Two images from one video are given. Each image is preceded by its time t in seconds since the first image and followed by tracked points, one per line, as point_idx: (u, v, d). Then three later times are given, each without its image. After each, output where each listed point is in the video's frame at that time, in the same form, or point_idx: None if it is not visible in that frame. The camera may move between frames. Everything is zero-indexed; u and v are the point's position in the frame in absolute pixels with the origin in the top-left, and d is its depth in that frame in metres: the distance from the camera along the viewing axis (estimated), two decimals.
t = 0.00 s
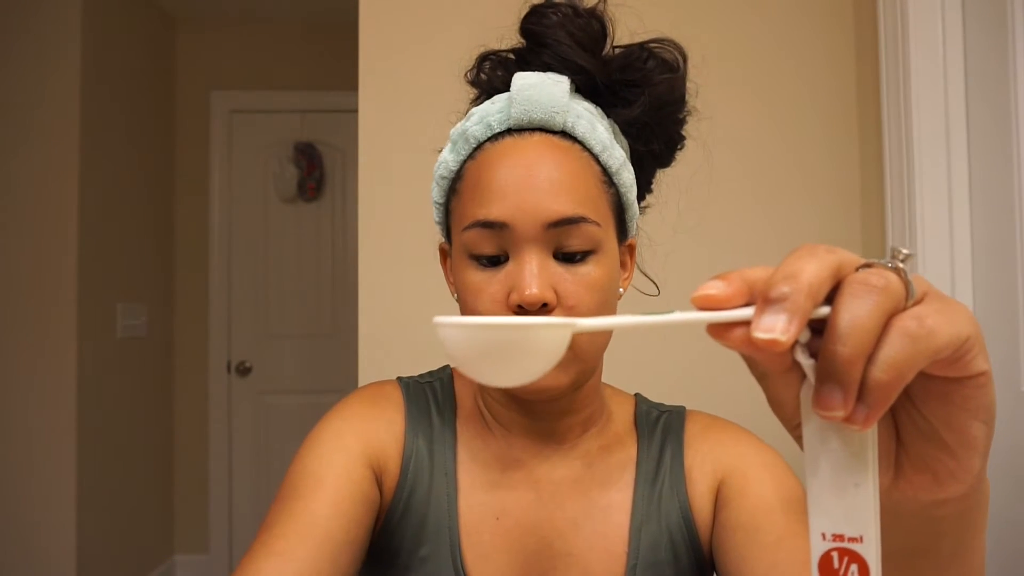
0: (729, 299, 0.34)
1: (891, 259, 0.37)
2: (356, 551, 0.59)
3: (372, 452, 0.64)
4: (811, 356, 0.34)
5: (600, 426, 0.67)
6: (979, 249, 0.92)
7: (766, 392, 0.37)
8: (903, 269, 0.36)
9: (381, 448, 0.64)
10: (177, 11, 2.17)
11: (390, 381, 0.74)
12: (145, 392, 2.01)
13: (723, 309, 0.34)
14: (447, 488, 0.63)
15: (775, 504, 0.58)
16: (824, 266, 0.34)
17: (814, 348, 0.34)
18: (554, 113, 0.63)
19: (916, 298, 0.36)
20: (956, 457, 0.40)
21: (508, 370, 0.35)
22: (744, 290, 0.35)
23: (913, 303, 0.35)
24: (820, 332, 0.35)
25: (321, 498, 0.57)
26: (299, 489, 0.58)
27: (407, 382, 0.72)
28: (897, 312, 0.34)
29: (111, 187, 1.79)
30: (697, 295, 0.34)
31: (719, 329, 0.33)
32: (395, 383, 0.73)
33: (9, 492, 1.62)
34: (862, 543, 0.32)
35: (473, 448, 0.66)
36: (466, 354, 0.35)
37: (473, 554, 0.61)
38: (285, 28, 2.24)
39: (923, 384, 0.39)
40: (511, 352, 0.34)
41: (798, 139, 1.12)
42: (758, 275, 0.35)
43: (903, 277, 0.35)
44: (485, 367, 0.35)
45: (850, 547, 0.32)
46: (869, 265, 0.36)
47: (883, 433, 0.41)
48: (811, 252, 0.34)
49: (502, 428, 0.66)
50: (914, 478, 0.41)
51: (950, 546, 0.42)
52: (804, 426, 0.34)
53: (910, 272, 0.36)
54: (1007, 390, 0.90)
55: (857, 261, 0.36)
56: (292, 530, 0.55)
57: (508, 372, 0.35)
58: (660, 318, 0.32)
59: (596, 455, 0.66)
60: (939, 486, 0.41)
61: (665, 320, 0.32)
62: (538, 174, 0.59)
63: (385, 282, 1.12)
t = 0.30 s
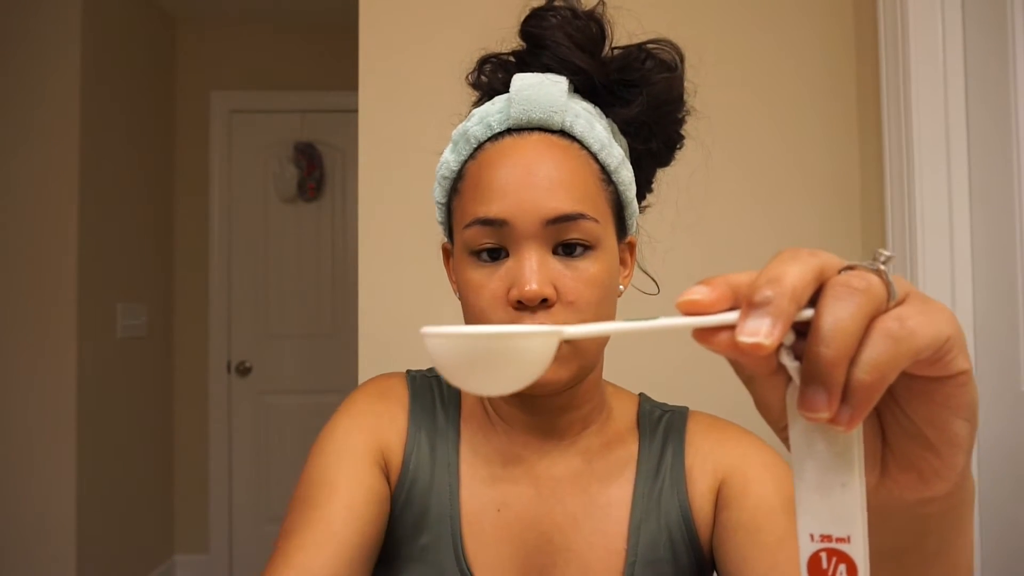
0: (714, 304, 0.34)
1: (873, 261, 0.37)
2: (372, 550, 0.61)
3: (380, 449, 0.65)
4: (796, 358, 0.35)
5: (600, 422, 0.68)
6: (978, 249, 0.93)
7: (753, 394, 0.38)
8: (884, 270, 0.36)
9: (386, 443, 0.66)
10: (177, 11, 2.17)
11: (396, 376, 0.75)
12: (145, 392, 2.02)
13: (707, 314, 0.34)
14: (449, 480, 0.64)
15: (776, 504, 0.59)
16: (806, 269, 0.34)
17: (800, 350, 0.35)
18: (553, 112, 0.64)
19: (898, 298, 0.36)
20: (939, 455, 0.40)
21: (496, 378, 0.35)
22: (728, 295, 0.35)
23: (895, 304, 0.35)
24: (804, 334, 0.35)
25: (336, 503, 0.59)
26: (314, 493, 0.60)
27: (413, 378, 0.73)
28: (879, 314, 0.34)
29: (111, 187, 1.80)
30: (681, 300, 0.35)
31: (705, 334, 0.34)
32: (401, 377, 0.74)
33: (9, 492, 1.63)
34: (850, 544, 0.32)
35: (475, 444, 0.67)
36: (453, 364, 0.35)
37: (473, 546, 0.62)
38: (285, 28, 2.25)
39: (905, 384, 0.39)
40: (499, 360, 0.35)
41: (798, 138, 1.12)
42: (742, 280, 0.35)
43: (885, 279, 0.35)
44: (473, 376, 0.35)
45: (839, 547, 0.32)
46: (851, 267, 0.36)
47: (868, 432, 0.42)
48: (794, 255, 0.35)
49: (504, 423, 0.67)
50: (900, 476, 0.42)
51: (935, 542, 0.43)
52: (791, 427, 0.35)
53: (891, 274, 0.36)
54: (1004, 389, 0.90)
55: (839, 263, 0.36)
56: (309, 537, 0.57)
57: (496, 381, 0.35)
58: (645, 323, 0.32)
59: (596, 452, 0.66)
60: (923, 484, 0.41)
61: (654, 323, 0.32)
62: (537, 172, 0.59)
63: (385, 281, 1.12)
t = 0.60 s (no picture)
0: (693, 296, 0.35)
1: (853, 258, 0.37)
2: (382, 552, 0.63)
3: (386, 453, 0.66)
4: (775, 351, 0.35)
5: (597, 422, 0.67)
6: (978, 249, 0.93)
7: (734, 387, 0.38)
8: (864, 265, 0.36)
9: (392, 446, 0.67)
10: (177, 11, 2.18)
11: (403, 378, 0.76)
12: (145, 392, 2.02)
13: (685, 306, 0.35)
14: (446, 473, 0.65)
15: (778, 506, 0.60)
16: (785, 264, 0.34)
17: (778, 345, 0.35)
18: (544, 117, 0.64)
19: (877, 296, 0.36)
20: (919, 448, 0.41)
21: (475, 365, 0.35)
22: (708, 289, 0.35)
23: (874, 300, 0.36)
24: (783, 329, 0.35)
25: (345, 512, 0.61)
26: (324, 501, 0.62)
27: (417, 379, 0.74)
28: (856, 309, 0.34)
29: (111, 188, 1.80)
30: (661, 291, 0.35)
31: (684, 326, 0.34)
32: (406, 380, 0.75)
33: (9, 492, 1.63)
34: (824, 534, 0.33)
35: (474, 443, 0.67)
36: (434, 351, 0.35)
37: (470, 538, 0.62)
38: (284, 28, 2.25)
39: (884, 378, 0.40)
40: (480, 346, 0.34)
41: (796, 139, 1.13)
42: (723, 275, 0.35)
43: (863, 275, 0.36)
44: (454, 362, 0.35)
45: (812, 537, 0.33)
46: (832, 263, 0.36)
47: (847, 425, 0.42)
48: (775, 251, 0.35)
49: (504, 421, 0.67)
50: (882, 472, 0.42)
51: (919, 536, 0.43)
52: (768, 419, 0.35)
53: (872, 271, 0.36)
54: (1003, 387, 0.91)
55: (820, 259, 0.36)
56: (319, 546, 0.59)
57: (477, 367, 0.35)
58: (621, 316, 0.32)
59: (595, 450, 0.66)
60: (905, 479, 0.42)
61: (631, 316, 0.32)
62: (529, 173, 0.60)
63: (384, 280, 1.12)
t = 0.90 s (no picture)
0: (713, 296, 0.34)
1: (872, 257, 0.37)
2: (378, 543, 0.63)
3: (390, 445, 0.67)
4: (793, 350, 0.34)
5: (601, 422, 0.68)
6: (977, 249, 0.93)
7: (750, 385, 0.38)
8: (881, 265, 0.36)
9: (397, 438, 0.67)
10: (177, 12, 2.18)
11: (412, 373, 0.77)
12: (145, 392, 2.02)
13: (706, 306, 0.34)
14: (450, 467, 0.65)
15: (779, 506, 0.60)
16: (802, 263, 0.34)
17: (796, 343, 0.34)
18: (550, 116, 0.64)
19: (895, 295, 0.36)
20: (936, 451, 0.40)
21: (492, 361, 0.35)
22: (726, 288, 0.35)
23: (893, 300, 0.35)
24: (801, 328, 0.34)
25: (346, 501, 0.61)
26: (326, 486, 0.62)
27: (424, 376, 0.74)
28: (875, 308, 0.34)
29: (111, 188, 1.80)
30: (678, 292, 0.35)
31: (701, 325, 0.34)
32: (414, 376, 0.75)
33: (9, 492, 1.63)
34: (842, 536, 0.32)
35: (478, 444, 0.67)
36: (453, 349, 0.35)
37: (473, 535, 0.63)
38: (284, 29, 2.25)
39: (902, 379, 0.39)
40: (495, 345, 0.34)
41: (798, 138, 1.13)
42: (739, 273, 0.35)
43: (880, 275, 0.35)
44: (471, 358, 0.35)
45: (830, 539, 0.32)
46: (850, 263, 0.36)
47: (865, 426, 0.42)
48: (792, 250, 0.35)
49: (507, 420, 0.67)
50: (896, 471, 0.42)
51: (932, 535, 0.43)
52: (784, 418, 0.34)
53: (890, 269, 0.36)
54: (1002, 387, 0.91)
55: (838, 259, 0.36)
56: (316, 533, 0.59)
57: (491, 364, 0.35)
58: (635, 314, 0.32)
59: (597, 450, 0.66)
60: (920, 479, 0.41)
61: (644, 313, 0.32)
62: (534, 173, 0.60)
63: (385, 281, 1.13)
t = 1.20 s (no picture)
0: (748, 238, 0.34)
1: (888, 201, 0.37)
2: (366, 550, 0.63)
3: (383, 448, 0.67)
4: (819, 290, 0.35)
5: (593, 421, 0.67)
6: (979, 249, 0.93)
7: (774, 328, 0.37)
8: (900, 209, 0.36)
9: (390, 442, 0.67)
10: (177, 12, 2.18)
11: (401, 374, 0.76)
12: (145, 392, 2.02)
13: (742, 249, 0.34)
14: (447, 476, 0.65)
15: (774, 483, 0.59)
16: (828, 208, 0.34)
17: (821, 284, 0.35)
18: (555, 117, 0.64)
19: (913, 237, 0.36)
20: (949, 379, 0.39)
21: (544, 304, 0.36)
22: (758, 234, 0.34)
23: (911, 241, 0.35)
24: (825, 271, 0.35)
25: (336, 503, 0.60)
26: (317, 488, 0.62)
27: (414, 378, 0.74)
28: (895, 248, 0.34)
29: (111, 188, 1.80)
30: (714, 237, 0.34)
31: (735, 268, 0.33)
32: (403, 377, 0.75)
33: (9, 492, 1.63)
34: (867, 457, 0.32)
35: (472, 444, 0.67)
36: (507, 292, 0.36)
37: (470, 539, 0.62)
38: (284, 29, 2.25)
39: (917, 316, 0.38)
40: (549, 287, 0.35)
41: (797, 138, 1.13)
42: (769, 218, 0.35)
43: (899, 218, 0.35)
44: (523, 301, 0.36)
45: (856, 461, 0.32)
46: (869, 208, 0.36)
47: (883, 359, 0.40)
48: (817, 196, 0.35)
49: (500, 422, 0.67)
50: (914, 403, 0.40)
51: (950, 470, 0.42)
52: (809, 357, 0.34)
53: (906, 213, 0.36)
54: (1003, 388, 0.91)
55: (859, 205, 0.36)
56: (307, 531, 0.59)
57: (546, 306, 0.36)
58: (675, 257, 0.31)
59: (590, 450, 0.66)
60: (934, 410, 0.40)
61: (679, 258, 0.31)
62: (536, 176, 0.60)
63: (385, 280, 1.12)
